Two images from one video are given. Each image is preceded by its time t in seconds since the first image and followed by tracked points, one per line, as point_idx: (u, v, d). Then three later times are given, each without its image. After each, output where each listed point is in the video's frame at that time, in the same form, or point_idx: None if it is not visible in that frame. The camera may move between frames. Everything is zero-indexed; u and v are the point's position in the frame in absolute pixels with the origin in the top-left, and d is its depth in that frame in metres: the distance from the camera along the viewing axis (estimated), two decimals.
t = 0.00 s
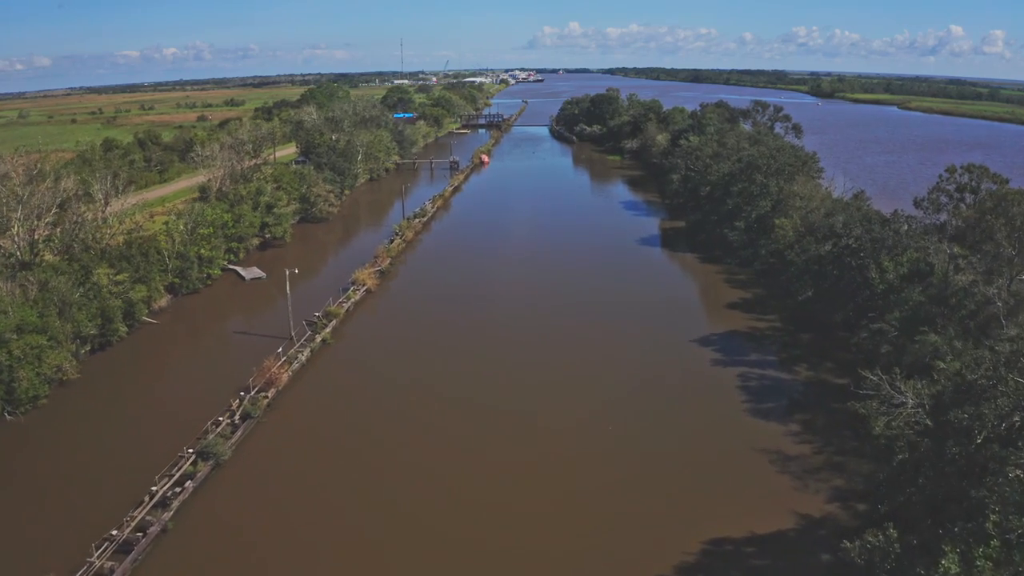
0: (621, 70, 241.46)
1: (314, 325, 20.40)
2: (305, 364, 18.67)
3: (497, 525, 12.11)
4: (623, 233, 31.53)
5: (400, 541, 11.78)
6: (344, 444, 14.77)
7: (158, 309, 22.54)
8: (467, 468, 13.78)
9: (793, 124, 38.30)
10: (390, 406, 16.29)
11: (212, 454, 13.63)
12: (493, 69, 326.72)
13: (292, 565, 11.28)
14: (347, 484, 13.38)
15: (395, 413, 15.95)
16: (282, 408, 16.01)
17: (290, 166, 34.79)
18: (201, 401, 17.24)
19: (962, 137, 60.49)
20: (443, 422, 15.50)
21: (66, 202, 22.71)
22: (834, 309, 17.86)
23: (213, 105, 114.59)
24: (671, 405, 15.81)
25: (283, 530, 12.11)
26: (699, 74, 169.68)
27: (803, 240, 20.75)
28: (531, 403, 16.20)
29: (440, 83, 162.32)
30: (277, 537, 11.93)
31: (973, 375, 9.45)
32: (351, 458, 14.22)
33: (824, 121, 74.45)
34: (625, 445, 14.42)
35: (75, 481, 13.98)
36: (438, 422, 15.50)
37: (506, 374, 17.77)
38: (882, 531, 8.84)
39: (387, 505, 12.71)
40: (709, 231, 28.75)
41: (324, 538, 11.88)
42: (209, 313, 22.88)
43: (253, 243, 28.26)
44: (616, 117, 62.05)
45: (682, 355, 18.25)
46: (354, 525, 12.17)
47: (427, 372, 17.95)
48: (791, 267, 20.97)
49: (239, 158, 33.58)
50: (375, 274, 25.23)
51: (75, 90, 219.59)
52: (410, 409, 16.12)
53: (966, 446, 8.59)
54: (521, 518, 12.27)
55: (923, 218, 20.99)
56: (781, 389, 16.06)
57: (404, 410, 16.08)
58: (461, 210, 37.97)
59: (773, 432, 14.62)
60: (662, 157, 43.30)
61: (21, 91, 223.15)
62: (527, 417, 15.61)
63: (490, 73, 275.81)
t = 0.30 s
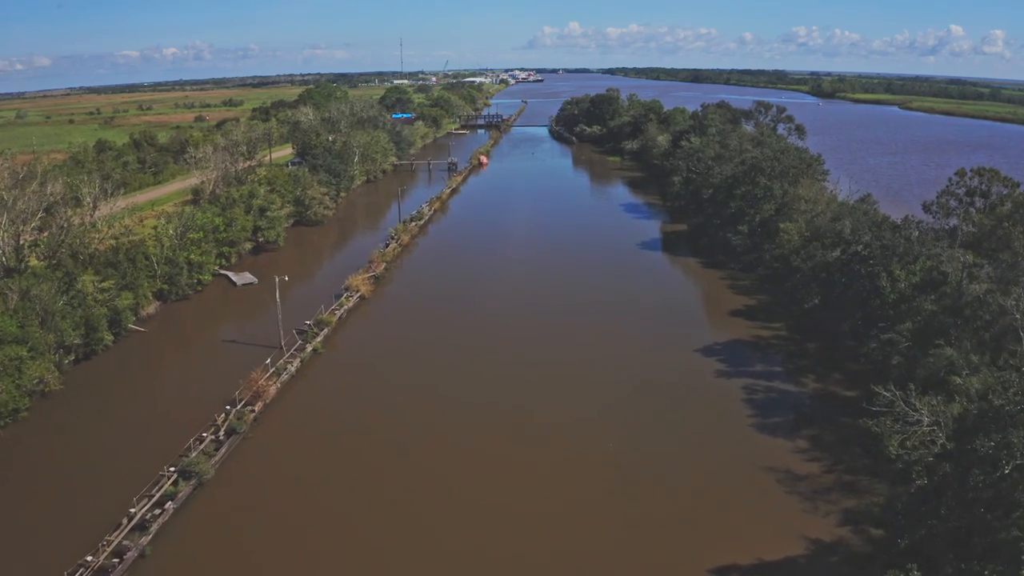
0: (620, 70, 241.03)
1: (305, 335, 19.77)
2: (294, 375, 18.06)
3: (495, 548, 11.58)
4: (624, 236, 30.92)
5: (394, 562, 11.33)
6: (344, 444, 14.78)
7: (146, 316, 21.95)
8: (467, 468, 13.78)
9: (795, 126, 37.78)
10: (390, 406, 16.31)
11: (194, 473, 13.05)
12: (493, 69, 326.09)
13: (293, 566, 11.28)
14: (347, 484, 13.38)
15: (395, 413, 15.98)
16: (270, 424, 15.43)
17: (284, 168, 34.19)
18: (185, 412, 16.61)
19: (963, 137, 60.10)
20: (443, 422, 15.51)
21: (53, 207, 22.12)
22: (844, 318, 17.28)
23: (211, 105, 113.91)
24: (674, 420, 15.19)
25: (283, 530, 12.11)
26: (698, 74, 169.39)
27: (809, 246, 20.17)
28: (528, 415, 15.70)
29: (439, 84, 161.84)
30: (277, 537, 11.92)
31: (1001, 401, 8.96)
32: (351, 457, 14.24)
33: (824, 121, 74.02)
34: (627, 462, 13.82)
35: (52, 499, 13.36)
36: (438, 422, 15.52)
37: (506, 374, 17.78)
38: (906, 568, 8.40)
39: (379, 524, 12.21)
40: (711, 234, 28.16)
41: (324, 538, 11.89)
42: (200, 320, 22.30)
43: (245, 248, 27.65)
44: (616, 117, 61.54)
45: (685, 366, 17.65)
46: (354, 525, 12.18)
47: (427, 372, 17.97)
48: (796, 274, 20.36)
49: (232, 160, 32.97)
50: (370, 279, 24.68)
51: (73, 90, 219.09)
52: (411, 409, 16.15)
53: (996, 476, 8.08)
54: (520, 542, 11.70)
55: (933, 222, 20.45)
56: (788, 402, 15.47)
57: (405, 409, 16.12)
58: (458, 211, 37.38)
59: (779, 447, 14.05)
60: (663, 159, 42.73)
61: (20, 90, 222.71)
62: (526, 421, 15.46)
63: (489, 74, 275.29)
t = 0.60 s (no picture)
0: (620, 69, 240.53)
1: (295, 344, 19.15)
2: (282, 388, 17.46)
3: None
4: (625, 239, 30.30)
5: None
6: (344, 444, 14.79)
7: (133, 324, 21.34)
8: (467, 469, 13.77)
9: (799, 126, 37.18)
10: (390, 406, 16.32)
11: (174, 494, 12.47)
12: (493, 69, 325.57)
13: (294, 566, 11.26)
14: (347, 484, 13.38)
15: (395, 414, 15.98)
16: (258, 440, 14.86)
17: (277, 170, 33.55)
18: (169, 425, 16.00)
19: (966, 137, 59.61)
20: (443, 423, 15.53)
21: (39, 211, 21.56)
22: (852, 327, 16.68)
23: (208, 105, 113.10)
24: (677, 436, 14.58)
25: (283, 530, 12.10)
26: (698, 74, 168.88)
27: (815, 252, 19.56)
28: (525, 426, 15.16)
29: (439, 83, 161.20)
30: (277, 537, 11.90)
31: None
32: (351, 457, 14.25)
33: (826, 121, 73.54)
34: (627, 481, 13.22)
35: (25, 518, 12.73)
36: (439, 423, 15.54)
37: (505, 374, 17.81)
38: None
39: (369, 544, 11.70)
40: (713, 238, 27.55)
41: (320, 546, 11.70)
42: (189, 328, 21.68)
43: (237, 252, 27.04)
44: (616, 118, 60.96)
45: (687, 378, 17.05)
46: (354, 525, 12.18)
47: (427, 373, 17.98)
48: (802, 281, 19.76)
49: (225, 162, 32.32)
50: (363, 285, 24.05)
51: (72, 90, 218.45)
52: (411, 409, 16.17)
53: None
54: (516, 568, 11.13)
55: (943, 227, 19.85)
56: (795, 417, 14.87)
57: (404, 410, 16.14)
58: (456, 214, 36.76)
59: (786, 466, 13.45)
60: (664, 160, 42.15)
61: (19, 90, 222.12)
62: (524, 432, 15.02)
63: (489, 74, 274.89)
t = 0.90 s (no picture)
0: (620, 69, 239.99)
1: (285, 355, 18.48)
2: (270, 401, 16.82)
3: None
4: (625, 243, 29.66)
5: None
6: (335, 458, 14.21)
7: (119, 333, 20.70)
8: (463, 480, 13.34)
9: (802, 127, 36.56)
10: (385, 412, 15.91)
11: (153, 517, 11.83)
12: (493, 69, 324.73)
13: (293, 566, 11.23)
14: (347, 485, 13.32)
15: (393, 417, 15.72)
16: (243, 457, 14.22)
17: (271, 173, 32.88)
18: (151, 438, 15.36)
19: (969, 138, 59.11)
20: (442, 422, 15.43)
21: (24, 215, 20.95)
22: (863, 338, 16.05)
23: (207, 105, 112.49)
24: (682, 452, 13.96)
25: (279, 537, 11.91)
26: (699, 74, 168.43)
27: (822, 258, 18.92)
28: (522, 438, 14.61)
29: (438, 83, 160.64)
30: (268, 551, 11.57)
31: None
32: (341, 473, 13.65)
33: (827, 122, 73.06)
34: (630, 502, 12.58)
35: None
36: (437, 426, 15.26)
37: (502, 383, 17.17)
38: None
39: (358, 567, 11.16)
40: (716, 243, 26.90)
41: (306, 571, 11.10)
42: (177, 335, 21.05)
43: (228, 257, 26.40)
44: (616, 118, 60.36)
45: (691, 390, 16.41)
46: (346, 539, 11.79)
47: (426, 372, 17.82)
48: (808, 289, 19.13)
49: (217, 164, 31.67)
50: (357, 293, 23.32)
51: (71, 90, 217.84)
52: (411, 409, 16.07)
53: None
54: None
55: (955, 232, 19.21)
56: (803, 434, 14.25)
57: (400, 416, 15.73)
58: (453, 216, 36.13)
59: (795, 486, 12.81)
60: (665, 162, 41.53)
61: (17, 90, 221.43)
62: (522, 447, 14.39)
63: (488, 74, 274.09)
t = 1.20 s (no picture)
0: (620, 70, 239.48)
1: (273, 365, 17.78)
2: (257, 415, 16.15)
3: None
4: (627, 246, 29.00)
5: None
6: (324, 469, 13.53)
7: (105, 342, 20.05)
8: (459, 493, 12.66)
9: (806, 129, 35.94)
10: (377, 419, 15.23)
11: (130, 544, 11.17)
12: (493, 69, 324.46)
13: None
14: (345, 484, 13.03)
15: (386, 424, 15.05)
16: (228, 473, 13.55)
17: (264, 175, 32.24)
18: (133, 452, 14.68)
19: (973, 138, 58.61)
20: (438, 430, 14.74)
21: (8, 221, 20.35)
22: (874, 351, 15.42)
23: (205, 106, 111.85)
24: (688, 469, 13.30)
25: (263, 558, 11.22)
26: (699, 74, 167.93)
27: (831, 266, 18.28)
28: (518, 448, 13.96)
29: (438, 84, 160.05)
30: None
31: None
32: (331, 486, 12.97)
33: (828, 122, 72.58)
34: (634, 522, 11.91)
35: None
36: (432, 434, 14.58)
37: (500, 388, 16.47)
38: None
39: None
40: (719, 247, 26.25)
41: None
42: (165, 343, 20.41)
43: (219, 262, 25.76)
44: (616, 119, 59.75)
45: (696, 402, 15.76)
46: (335, 558, 11.11)
47: (423, 371, 17.43)
48: (816, 297, 18.48)
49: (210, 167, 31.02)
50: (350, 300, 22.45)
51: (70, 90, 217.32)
52: (405, 415, 15.38)
53: None
54: None
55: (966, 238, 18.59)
56: (814, 452, 13.63)
57: (393, 423, 15.06)
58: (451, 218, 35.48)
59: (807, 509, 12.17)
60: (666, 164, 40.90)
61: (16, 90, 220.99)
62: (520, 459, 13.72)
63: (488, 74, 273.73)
